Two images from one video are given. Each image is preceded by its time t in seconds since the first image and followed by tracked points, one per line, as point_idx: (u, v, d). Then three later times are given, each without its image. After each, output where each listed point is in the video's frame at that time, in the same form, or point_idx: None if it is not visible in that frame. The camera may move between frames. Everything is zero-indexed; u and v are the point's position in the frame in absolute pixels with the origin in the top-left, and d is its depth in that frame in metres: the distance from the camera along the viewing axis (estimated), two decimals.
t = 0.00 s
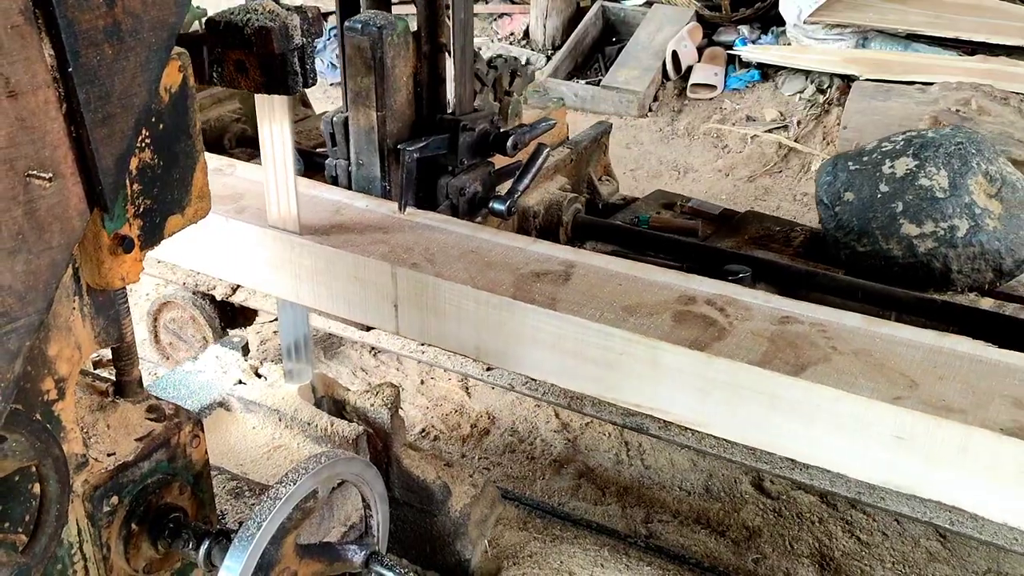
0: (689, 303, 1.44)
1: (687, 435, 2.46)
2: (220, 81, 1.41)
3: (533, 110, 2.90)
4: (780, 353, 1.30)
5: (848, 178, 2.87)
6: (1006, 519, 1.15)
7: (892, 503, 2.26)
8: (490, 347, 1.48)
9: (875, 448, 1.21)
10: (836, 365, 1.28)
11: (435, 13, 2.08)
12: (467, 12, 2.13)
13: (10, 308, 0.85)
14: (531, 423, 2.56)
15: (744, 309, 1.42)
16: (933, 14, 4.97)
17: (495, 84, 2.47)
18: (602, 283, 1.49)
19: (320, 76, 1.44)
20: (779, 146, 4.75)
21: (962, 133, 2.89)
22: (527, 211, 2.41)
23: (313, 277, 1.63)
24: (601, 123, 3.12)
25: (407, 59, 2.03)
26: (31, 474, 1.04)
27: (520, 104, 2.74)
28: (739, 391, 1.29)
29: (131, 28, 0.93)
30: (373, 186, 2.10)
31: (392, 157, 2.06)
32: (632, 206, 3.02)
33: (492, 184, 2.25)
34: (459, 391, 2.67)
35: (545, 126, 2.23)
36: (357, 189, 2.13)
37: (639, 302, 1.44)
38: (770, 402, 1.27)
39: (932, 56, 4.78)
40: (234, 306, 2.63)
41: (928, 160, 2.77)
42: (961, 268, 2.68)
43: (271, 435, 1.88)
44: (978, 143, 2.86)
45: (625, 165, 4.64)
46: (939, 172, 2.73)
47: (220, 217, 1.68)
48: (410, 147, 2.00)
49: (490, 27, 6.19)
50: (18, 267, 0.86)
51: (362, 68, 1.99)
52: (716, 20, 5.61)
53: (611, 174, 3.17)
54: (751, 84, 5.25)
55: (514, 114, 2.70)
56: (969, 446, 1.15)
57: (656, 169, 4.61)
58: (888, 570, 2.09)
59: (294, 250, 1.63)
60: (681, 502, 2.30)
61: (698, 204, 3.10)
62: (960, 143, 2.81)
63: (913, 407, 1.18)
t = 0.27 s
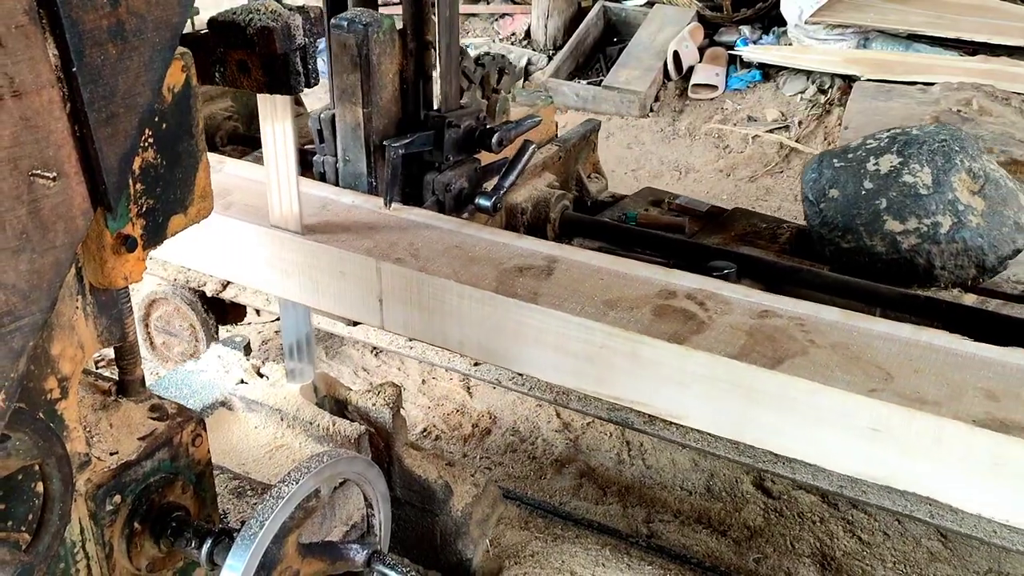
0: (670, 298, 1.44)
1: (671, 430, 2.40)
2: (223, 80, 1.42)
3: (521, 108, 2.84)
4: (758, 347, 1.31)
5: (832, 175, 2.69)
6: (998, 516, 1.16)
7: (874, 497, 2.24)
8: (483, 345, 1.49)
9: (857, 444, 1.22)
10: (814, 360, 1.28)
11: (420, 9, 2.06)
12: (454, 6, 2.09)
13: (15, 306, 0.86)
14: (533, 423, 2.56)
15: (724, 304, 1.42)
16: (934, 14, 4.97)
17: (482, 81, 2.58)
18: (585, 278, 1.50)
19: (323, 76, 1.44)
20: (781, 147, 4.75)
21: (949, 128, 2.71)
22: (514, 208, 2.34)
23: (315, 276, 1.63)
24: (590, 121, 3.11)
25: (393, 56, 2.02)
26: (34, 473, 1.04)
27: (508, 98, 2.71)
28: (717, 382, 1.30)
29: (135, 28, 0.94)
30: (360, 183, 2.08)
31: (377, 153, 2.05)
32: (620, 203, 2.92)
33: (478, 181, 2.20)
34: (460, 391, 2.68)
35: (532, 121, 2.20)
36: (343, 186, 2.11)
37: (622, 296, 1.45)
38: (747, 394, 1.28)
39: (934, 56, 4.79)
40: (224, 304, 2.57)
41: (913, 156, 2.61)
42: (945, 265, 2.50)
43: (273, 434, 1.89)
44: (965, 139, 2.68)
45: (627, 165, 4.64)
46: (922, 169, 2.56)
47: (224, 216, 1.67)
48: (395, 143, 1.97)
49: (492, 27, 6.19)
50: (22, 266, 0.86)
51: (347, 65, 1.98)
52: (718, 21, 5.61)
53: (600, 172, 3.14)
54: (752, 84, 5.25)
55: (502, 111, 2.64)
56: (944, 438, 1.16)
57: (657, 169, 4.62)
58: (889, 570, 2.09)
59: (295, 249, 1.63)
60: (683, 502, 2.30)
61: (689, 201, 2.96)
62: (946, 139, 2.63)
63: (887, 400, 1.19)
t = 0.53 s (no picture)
0: (652, 292, 1.45)
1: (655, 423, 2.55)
2: (225, 80, 1.42)
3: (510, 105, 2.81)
4: (737, 340, 1.32)
5: (817, 172, 2.72)
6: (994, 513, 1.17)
7: (856, 490, 2.31)
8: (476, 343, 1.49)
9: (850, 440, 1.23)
10: (792, 353, 1.29)
11: (407, 6, 2.06)
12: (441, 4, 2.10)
13: (19, 305, 0.86)
14: (535, 423, 2.56)
15: (705, 297, 1.43)
16: (936, 15, 4.97)
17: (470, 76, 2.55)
18: (575, 275, 1.50)
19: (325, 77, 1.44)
20: (782, 147, 4.75)
21: (934, 126, 2.77)
22: (503, 204, 2.40)
23: (317, 275, 1.62)
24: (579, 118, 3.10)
25: (380, 53, 2.01)
26: (38, 471, 1.05)
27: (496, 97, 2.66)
28: (696, 377, 1.31)
29: (139, 27, 0.94)
30: (347, 179, 2.08)
31: (364, 149, 2.05)
32: (609, 198, 2.87)
33: (466, 177, 2.23)
34: (462, 391, 2.68)
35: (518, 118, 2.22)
36: (331, 182, 2.10)
37: (604, 290, 1.46)
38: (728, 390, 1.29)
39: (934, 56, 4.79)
40: (215, 300, 2.63)
41: (897, 154, 2.64)
42: (929, 261, 2.53)
43: (275, 433, 1.89)
44: (950, 137, 2.74)
45: (628, 165, 4.64)
46: (907, 166, 2.60)
47: (228, 216, 1.66)
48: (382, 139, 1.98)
49: (493, 27, 6.19)
50: (27, 265, 0.86)
51: (335, 61, 1.97)
52: (719, 20, 5.61)
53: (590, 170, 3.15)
54: (754, 84, 5.25)
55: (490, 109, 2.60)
56: (920, 431, 1.17)
57: (659, 169, 4.62)
58: (891, 570, 2.09)
59: (294, 249, 1.62)
60: (685, 502, 2.30)
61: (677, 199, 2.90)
62: (930, 136, 2.69)
63: (864, 392, 1.20)
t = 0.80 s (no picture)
0: (633, 286, 1.47)
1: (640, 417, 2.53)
2: (227, 80, 1.41)
3: (498, 102, 2.78)
4: (717, 333, 1.33)
5: (803, 168, 2.72)
6: (984, 510, 1.17)
7: (839, 483, 2.29)
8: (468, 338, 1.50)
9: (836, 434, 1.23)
10: (773, 347, 1.31)
11: (395, 3, 2.07)
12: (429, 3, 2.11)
13: (22, 302, 0.86)
14: (536, 422, 2.56)
15: (686, 292, 1.45)
16: (937, 14, 4.97)
17: (460, 76, 2.40)
18: (577, 274, 1.50)
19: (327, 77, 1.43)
20: (783, 147, 4.75)
21: (918, 123, 2.75)
22: (492, 200, 2.37)
23: (318, 273, 1.62)
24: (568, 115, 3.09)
25: (367, 49, 2.03)
26: (40, 469, 1.05)
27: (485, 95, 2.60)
28: (679, 370, 1.32)
29: (143, 26, 0.94)
30: (334, 175, 2.06)
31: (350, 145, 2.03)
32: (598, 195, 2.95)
33: (453, 173, 2.23)
34: (463, 390, 2.68)
35: (504, 113, 2.22)
36: (318, 178, 2.09)
37: (586, 284, 1.47)
38: (711, 383, 1.30)
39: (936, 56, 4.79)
40: (206, 295, 2.57)
41: (883, 150, 2.62)
42: (914, 257, 2.53)
43: (277, 432, 1.89)
44: (934, 133, 2.71)
45: (629, 165, 4.64)
46: (891, 162, 2.58)
47: (229, 215, 1.66)
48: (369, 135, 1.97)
49: (495, 27, 6.19)
50: (30, 263, 0.86)
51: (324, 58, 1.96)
52: (721, 20, 5.60)
53: (580, 167, 3.16)
54: (755, 84, 5.25)
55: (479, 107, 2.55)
56: (896, 422, 1.18)
57: (660, 169, 4.61)
58: (892, 569, 2.09)
59: (302, 250, 1.61)
60: (686, 501, 2.30)
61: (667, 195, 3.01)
62: (915, 133, 2.66)
63: (841, 384, 1.22)
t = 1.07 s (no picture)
0: (615, 280, 1.48)
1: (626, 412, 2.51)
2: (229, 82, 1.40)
3: (487, 99, 2.77)
4: (696, 326, 1.34)
5: (790, 165, 2.86)
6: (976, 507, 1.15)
7: (823, 478, 2.28)
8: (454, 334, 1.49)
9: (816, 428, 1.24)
10: (750, 340, 1.31)
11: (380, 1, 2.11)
12: None
13: (25, 301, 0.87)
14: (537, 421, 2.57)
15: (667, 286, 1.46)
16: (939, 14, 4.96)
17: (447, 73, 2.45)
18: (579, 273, 1.50)
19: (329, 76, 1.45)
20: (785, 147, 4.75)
21: (903, 120, 2.87)
22: (480, 198, 2.42)
23: (317, 273, 1.61)
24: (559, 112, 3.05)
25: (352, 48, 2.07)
26: (43, 468, 1.05)
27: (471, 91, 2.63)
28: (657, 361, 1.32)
29: (145, 25, 0.95)
30: (322, 171, 2.10)
31: (338, 142, 2.07)
32: (587, 194, 2.93)
33: (440, 170, 2.25)
34: (464, 389, 2.68)
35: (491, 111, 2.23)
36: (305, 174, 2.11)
37: (570, 278, 1.48)
38: (691, 374, 1.31)
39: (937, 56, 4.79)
40: (197, 291, 2.55)
41: (868, 147, 2.76)
42: (898, 253, 2.70)
43: (278, 431, 1.89)
44: (918, 130, 2.84)
45: (631, 165, 4.64)
46: (876, 159, 2.72)
47: (229, 215, 1.65)
48: (355, 133, 1.99)
49: (496, 27, 6.20)
50: (33, 262, 0.87)
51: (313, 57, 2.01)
52: (722, 20, 5.60)
53: (570, 166, 3.12)
54: (756, 84, 5.25)
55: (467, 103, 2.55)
56: (873, 414, 1.19)
57: (661, 169, 4.61)
58: (893, 569, 2.09)
59: (304, 249, 1.60)
60: (687, 501, 2.30)
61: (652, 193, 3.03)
62: (900, 130, 2.80)
63: (818, 376, 1.23)
